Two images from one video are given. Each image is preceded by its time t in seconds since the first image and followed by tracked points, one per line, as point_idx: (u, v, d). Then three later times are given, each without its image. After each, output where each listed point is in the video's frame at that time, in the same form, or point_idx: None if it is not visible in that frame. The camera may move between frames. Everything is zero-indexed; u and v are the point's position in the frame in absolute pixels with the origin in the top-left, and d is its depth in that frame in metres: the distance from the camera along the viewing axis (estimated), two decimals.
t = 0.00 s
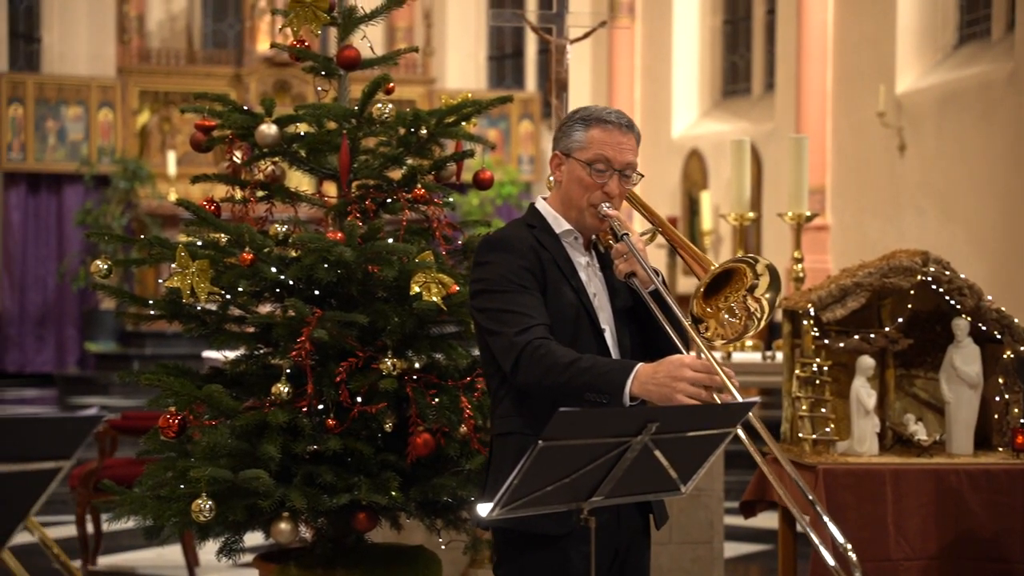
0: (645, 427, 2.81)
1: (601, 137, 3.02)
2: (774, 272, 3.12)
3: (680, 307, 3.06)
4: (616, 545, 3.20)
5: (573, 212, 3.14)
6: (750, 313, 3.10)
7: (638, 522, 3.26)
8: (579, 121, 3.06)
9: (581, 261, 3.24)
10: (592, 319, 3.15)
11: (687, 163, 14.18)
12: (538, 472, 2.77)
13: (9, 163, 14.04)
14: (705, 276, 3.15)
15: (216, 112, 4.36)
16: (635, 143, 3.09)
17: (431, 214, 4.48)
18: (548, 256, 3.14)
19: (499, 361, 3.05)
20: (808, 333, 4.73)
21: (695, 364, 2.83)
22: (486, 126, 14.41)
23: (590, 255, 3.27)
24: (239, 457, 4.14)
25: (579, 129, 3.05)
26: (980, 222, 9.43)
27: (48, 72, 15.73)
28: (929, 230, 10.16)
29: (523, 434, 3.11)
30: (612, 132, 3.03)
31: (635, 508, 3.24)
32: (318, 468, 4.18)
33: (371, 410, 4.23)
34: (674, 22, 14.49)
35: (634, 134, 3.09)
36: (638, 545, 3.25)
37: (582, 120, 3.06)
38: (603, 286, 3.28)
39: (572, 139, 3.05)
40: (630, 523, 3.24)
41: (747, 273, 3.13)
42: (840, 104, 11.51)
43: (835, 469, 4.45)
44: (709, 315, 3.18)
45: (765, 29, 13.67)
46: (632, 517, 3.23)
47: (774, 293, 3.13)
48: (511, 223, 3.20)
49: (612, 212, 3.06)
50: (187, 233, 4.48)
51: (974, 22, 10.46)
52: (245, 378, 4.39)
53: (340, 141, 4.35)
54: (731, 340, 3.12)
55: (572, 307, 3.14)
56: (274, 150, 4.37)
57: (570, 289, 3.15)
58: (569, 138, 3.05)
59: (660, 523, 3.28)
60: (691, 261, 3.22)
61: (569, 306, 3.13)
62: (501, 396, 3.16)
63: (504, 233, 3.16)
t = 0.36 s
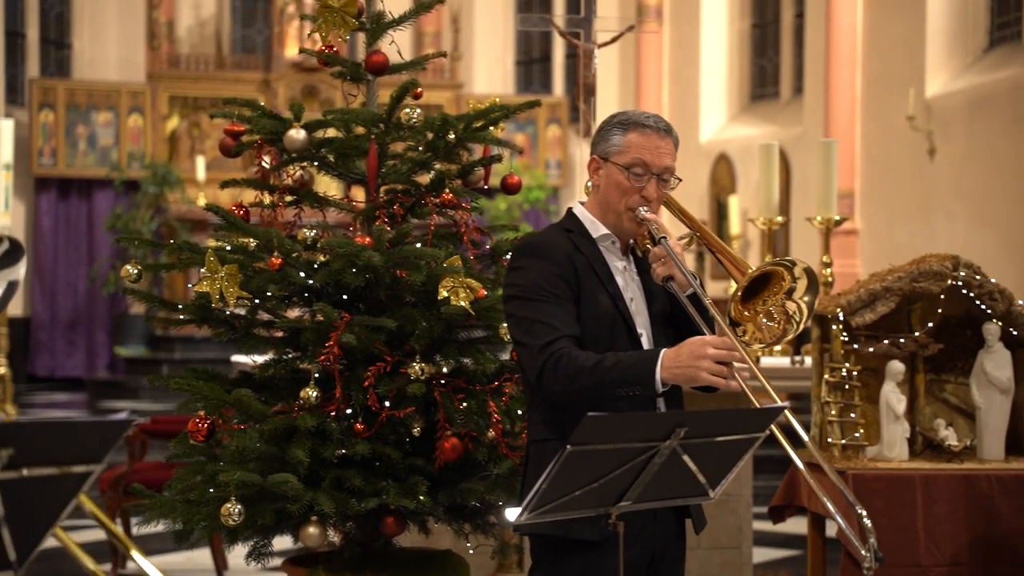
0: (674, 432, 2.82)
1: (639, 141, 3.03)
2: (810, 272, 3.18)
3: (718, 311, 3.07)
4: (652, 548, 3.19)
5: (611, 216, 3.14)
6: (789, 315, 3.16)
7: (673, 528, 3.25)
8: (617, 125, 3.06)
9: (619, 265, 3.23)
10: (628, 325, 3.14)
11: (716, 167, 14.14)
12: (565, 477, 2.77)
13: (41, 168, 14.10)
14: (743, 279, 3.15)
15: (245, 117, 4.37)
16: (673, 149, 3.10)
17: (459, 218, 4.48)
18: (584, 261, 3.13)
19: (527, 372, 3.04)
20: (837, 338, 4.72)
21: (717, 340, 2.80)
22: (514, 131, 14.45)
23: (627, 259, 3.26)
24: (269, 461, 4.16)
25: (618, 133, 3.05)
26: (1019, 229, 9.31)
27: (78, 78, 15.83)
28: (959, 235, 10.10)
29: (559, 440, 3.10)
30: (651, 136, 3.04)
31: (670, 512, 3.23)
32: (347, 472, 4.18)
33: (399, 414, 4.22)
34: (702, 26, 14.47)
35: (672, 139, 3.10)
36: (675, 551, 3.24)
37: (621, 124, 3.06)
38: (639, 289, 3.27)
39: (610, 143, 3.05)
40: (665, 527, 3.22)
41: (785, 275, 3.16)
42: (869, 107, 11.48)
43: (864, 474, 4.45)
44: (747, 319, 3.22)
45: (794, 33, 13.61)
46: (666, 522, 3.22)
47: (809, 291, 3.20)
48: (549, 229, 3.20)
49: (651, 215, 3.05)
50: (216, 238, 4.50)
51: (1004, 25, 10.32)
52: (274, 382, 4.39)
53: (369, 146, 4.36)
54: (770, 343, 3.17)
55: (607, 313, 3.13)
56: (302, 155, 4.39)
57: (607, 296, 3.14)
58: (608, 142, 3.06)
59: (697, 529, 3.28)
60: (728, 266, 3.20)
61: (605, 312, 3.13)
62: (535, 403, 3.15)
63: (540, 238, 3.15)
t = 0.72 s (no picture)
0: (706, 435, 2.81)
1: (679, 146, 3.08)
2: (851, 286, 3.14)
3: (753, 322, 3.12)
4: (689, 554, 3.18)
5: (650, 221, 3.20)
6: (825, 324, 3.11)
7: (712, 532, 3.24)
8: (658, 130, 3.12)
9: (659, 270, 3.25)
10: (667, 330, 3.18)
11: (747, 170, 14.10)
12: (597, 480, 2.76)
13: (74, 172, 14.19)
14: (781, 286, 3.14)
15: (277, 121, 4.39)
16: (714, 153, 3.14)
17: (490, 221, 4.46)
18: (624, 266, 3.17)
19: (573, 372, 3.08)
20: (870, 342, 4.73)
21: (764, 371, 2.84)
22: (545, 134, 14.45)
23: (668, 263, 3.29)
24: (301, 464, 4.16)
25: (658, 138, 3.11)
26: None
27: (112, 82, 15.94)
28: (993, 238, 10.04)
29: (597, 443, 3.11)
30: (691, 141, 3.09)
31: (708, 515, 3.23)
32: (378, 476, 4.18)
33: (431, 417, 4.22)
34: (733, 28, 14.45)
35: (712, 145, 3.14)
36: (713, 557, 3.24)
37: (661, 130, 3.12)
38: (680, 294, 3.31)
39: (651, 148, 3.11)
40: (703, 530, 3.22)
41: (824, 284, 3.12)
42: (902, 110, 11.43)
43: (898, 479, 4.46)
44: (783, 326, 3.16)
45: (826, 34, 13.56)
46: (704, 527, 3.22)
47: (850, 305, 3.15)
48: (590, 232, 3.24)
49: (689, 221, 3.09)
50: (249, 241, 4.51)
51: None
52: (307, 386, 4.42)
53: (400, 150, 4.36)
54: (804, 350, 3.11)
55: (647, 319, 3.16)
56: (334, 159, 4.40)
57: (647, 301, 3.18)
58: (648, 147, 3.12)
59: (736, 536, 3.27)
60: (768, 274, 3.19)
61: (644, 318, 3.16)
62: (576, 405, 3.17)
63: (582, 240, 3.20)
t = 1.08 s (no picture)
0: (739, 436, 2.81)
1: (726, 153, 3.07)
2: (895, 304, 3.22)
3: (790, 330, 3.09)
4: (728, 558, 3.16)
5: (694, 228, 3.16)
6: (867, 338, 3.18)
7: (752, 534, 3.21)
8: (705, 136, 3.11)
9: (699, 275, 3.26)
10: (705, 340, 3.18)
11: (780, 171, 14.07)
12: (629, 483, 2.75)
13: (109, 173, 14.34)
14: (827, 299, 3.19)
15: (310, 123, 4.40)
16: (761, 161, 3.12)
17: (522, 222, 4.48)
18: (662, 272, 3.18)
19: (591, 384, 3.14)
20: (904, 343, 4.69)
21: (767, 315, 2.92)
22: (577, 135, 14.45)
23: (709, 269, 3.30)
24: (334, 465, 4.17)
25: (705, 144, 3.10)
26: None
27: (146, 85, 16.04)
28: None
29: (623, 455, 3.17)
30: (738, 149, 3.08)
31: (747, 518, 3.21)
32: (411, 476, 4.18)
33: (463, 418, 4.22)
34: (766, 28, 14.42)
35: (760, 153, 3.13)
36: (754, 560, 3.21)
37: (708, 135, 3.11)
38: (721, 302, 3.32)
39: (698, 154, 3.10)
40: (744, 534, 3.20)
41: (869, 299, 3.21)
42: (937, 109, 11.37)
43: (932, 481, 4.45)
44: (828, 339, 3.20)
45: (860, 35, 13.63)
46: (745, 529, 3.20)
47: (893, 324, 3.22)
48: (631, 237, 3.25)
49: (734, 230, 3.06)
50: (281, 242, 4.52)
51: None
52: (339, 386, 4.43)
53: (433, 151, 4.37)
54: (847, 361, 3.16)
55: (685, 329, 3.17)
56: (367, 160, 4.41)
57: (687, 313, 3.18)
58: (695, 153, 3.10)
59: (773, 543, 3.25)
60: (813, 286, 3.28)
61: (682, 327, 3.17)
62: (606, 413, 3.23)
63: (618, 247, 3.22)
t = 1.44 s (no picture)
0: (771, 440, 2.80)
1: (762, 176, 3.06)
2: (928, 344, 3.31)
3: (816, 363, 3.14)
4: (769, 563, 3.15)
5: (729, 248, 3.20)
6: (889, 371, 3.29)
7: (793, 536, 3.20)
8: (742, 156, 3.09)
9: (735, 290, 3.28)
10: (738, 356, 3.20)
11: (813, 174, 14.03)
12: (662, 487, 2.75)
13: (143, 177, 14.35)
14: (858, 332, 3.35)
15: (343, 127, 4.40)
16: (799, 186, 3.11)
17: (554, 225, 4.47)
18: (695, 288, 3.20)
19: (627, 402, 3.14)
20: (939, 347, 4.68)
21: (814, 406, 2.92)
22: (608, 138, 14.45)
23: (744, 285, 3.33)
24: (366, 467, 4.18)
25: (742, 165, 3.08)
26: None
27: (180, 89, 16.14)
28: None
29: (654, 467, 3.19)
30: (775, 173, 3.06)
31: (786, 519, 3.19)
32: (443, 479, 4.18)
33: (495, 421, 4.21)
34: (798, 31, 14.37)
35: (798, 176, 3.11)
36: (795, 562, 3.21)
37: (745, 156, 3.09)
38: (754, 320, 3.31)
39: (733, 173, 3.09)
40: (783, 545, 3.18)
41: (899, 335, 3.31)
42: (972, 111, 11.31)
43: (967, 485, 4.45)
44: (855, 367, 3.35)
45: (892, 36, 13.58)
46: (784, 536, 3.18)
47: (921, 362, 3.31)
48: (664, 253, 3.27)
49: (767, 254, 3.09)
50: (314, 245, 4.52)
51: None
52: (370, 389, 4.44)
53: (464, 154, 4.37)
54: (868, 388, 3.30)
55: (718, 345, 3.18)
56: (399, 164, 4.41)
57: (721, 332, 3.19)
58: (731, 172, 3.10)
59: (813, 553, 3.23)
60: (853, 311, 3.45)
61: (715, 344, 3.18)
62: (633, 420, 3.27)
63: (654, 264, 3.22)
